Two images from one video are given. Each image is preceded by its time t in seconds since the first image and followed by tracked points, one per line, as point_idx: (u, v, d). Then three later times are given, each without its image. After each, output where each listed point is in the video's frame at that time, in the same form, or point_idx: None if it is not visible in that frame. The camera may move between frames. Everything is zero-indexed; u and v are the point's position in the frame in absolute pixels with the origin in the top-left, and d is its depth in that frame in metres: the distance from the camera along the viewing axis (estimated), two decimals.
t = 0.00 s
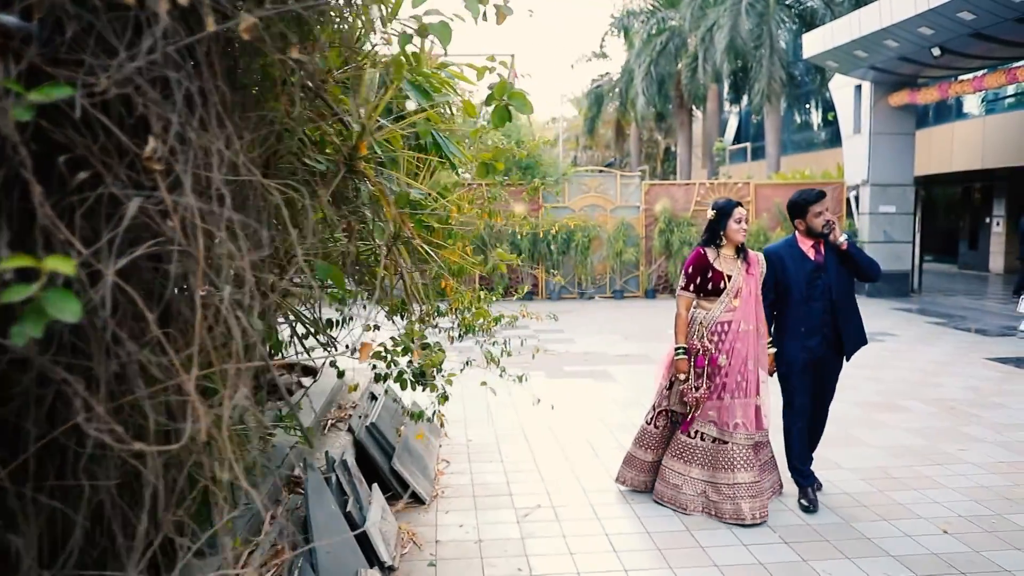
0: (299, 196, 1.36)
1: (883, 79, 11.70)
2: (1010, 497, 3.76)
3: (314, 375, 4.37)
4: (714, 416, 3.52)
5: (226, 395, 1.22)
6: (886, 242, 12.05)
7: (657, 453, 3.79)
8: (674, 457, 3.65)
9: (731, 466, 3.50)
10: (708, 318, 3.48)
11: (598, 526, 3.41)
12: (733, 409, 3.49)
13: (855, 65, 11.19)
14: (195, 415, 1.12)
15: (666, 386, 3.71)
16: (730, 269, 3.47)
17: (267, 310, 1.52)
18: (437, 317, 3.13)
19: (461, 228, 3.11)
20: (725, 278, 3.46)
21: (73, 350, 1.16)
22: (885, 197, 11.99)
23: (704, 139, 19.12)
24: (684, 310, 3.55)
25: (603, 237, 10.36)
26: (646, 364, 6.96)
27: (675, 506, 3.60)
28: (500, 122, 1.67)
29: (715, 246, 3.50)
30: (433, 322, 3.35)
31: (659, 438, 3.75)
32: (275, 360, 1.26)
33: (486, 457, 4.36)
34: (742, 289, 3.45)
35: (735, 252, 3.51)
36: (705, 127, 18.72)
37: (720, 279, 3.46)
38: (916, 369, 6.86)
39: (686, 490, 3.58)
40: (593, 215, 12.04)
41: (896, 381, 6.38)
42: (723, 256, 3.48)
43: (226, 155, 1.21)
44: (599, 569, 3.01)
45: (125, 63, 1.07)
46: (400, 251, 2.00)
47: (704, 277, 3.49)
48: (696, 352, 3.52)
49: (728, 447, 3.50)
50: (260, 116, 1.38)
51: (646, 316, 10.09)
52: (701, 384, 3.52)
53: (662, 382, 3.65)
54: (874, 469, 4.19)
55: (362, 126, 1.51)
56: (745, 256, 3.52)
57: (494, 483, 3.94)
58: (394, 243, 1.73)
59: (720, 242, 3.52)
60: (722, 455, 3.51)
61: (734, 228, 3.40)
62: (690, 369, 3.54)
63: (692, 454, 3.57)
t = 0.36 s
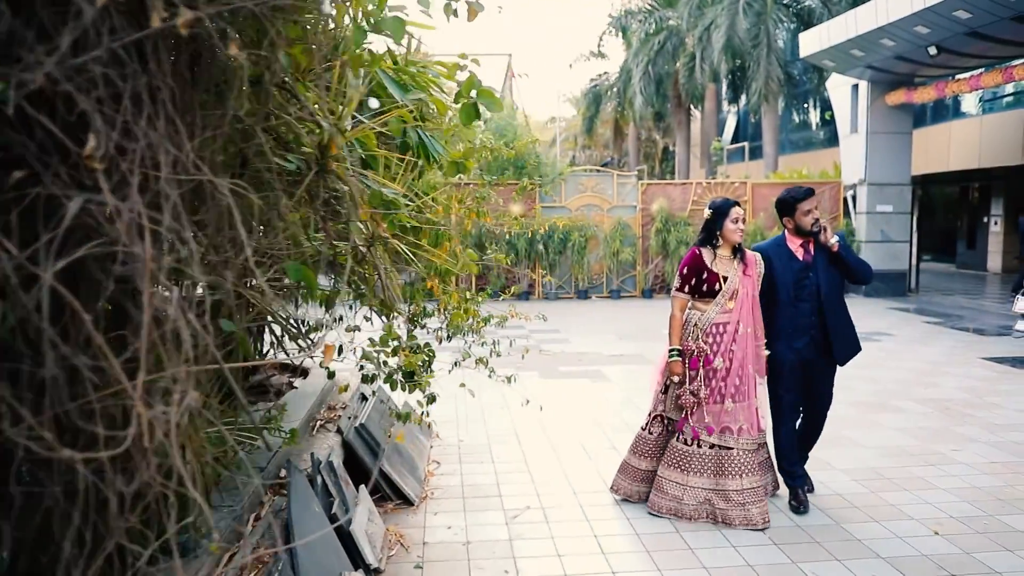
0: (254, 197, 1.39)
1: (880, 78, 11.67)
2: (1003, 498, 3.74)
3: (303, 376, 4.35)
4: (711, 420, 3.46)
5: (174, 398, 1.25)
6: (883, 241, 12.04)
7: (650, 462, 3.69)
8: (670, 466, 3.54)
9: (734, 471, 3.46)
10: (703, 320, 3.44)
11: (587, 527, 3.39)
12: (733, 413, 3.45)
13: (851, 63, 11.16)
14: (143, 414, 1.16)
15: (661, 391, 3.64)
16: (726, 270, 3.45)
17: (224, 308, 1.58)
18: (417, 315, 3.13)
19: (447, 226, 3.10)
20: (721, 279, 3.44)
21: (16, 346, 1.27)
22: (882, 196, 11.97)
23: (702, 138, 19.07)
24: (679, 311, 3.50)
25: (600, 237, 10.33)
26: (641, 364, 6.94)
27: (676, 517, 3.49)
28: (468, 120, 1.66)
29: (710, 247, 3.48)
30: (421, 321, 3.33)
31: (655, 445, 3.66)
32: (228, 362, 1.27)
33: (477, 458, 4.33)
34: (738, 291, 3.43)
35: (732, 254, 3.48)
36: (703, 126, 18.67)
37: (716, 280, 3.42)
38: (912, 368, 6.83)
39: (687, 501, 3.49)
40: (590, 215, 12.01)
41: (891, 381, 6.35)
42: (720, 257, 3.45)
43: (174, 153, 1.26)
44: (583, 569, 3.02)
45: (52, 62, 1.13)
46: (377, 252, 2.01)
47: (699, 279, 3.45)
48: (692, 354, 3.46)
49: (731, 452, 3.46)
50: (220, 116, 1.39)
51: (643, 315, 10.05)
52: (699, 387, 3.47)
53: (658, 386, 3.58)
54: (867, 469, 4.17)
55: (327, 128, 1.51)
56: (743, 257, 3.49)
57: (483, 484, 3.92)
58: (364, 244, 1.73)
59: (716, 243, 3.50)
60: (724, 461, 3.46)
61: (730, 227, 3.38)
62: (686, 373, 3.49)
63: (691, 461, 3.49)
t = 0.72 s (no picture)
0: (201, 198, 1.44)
1: (876, 77, 11.65)
2: (994, 499, 3.71)
3: (294, 376, 4.33)
4: (709, 423, 3.37)
5: (119, 401, 1.34)
6: (879, 241, 12.02)
7: (643, 471, 3.54)
8: (669, 474, 3.39)
9: (735, 475, 3.40)
10: (695, 320, 3.39)
11: (575, 529, 3.36)
12: (729, 416, 3.38)
13: (848, 63, 11.13)
14: (70, 399, 1.24)
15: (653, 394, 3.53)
16: (718, 270, 3.40)
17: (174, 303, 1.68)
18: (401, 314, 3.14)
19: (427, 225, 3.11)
20: (713, 280, 3.38)
21: None
22: (879, 195, 11.94)
23: (701, 138, 19.04)
24: (669, 313, 3.44)
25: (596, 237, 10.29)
26: (635, 364, 6.92)
27: (682, 529, 3.33)
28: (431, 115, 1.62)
29: (701, 247, 3.43)
30: (406, 321, 3.31)
31: (649, 451, 3.53)
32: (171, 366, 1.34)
33: (467, 459, 4.31)
34: (731, 291, 3.38)
35: (723, 254, 3.44)
36: (702, 126, 18.63)
37: (707, 280, 3.38)
38: (907, 369, 6.80)
39: (694, 511, 3.36)
40: (586, 215, 11.99)
41: (885, 381, 6.33)
42: (711, 257, 3.40)
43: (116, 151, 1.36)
44: (568, 568, 3.01)
45: None
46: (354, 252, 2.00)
47: (689, 279, 3.41)
48: (686, 356, 3.39)
49: (729, 455, 3.39)
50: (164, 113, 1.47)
51: (640, 315, 10.02)
52: (695, 389, 3.38)
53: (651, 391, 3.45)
54: (858, 470, 4.14)
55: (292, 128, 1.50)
56: (735, 256, 3.44)
57: (471, 485, 3.89)
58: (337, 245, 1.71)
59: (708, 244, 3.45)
60: (723, 465, 3.38)
61: (723, 227, 3.32)
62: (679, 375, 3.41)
63: (692, 468, 3.37)
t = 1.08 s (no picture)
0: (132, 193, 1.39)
1: (873, 76, 11.63)
2: (983, 499, 3.69)
3: (281, 377, 4.32)
4: (701, 428, 3.25)
5: (50, 404, 1.34)
6: (876, 240, 12.00)
7: (638, 481, 3.38)
8: (669, 482, 3.25)
9: (731, 478, 3.30)
10: (684, 324, 3.29)
11: (561, 529, 3.35)
12: (722, 419, 3.27)
13: (845, 61, 11.11)
14: None
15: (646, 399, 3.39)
16: (707, 272, 3.28)
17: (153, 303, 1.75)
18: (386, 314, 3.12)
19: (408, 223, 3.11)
20: (701, 282, 3.27)
21: None
22: (875, 194, 11.92)
23: (699, 137, 19.00)
24: (657, 317, 3.33)
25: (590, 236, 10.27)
26: (628, 364, 6.89)
27: (690, 539, 3.18)
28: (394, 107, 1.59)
29: (690, 248, 3.31)
30: (389, 322, 3.29)
31: (642, 459, 3.38)
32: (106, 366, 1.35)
33: (455, 459, 4.30)
34: (721, 292, 3.26)
35: (712, 254, 3.33)
36: (700, 124, 18.59)
37: (696, 282, 3.26)
38: (900, 368, 6.78)
39: (700, 520, 3.20)
40: (582, 214, 11.97)
41: (879, 381, 6.30)
42: (700, 258, 3.28)
43: (43, 151, 1.37)
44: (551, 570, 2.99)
45: None
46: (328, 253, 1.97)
47: (677, 280, 3.29)
48: (674, 359, 3.29)
49: (725, 459, 3.28)
50: (94, 109, 1.44)
51: (636, 315, 9.99)
52: (688, 393, 3.27)
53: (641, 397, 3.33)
54: (848, 470, 4.12)
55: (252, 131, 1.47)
56: (724, 258, 3.32)
57: (458, 486, 3.88)
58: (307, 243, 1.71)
59: (696, 244, 3.33)
60: (720, 469, 3.27)
61: (712, 228, 3.22)
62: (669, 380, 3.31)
63: (691, 473, 3.23)
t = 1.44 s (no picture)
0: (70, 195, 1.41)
1: (869, 75, 11.60)
2: (971, 500, 3.67)
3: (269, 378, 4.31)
4: (689, 434, 3.22)
5: None
6: (872, 239, 11.98)
7: (625, 489, 3.31)
8: (660, 492, 3.19)
9: (718, 482, 3.27)
10: (672, 328, 3.23)
11: (545, 529, 3.34)
12: (711, 424, 3.25)
13: (840, 60, 11.09)
14: None
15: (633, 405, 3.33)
16: (693, 274, 3.23)
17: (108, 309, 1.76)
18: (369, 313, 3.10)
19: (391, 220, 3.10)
20: (688, 284, 3.22)
21: None
22: (872, 193, 11.90)
23: (696, 136, 18.97)
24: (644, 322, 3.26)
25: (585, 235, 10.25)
26: (621, 363, 6.87)
27: (686, 550, 3.13)
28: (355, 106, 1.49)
29: (674, 250, 3.26)
30: (371, 321, 3.27)
31: (629, 467, 3.31)
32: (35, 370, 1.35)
33: (442, 459, 4.27)
34: (708, 295, 3.21)
35: (697, 255, 3.27)
36: (697, 124, 18.56)
37: (684, 285, 3.21)
38: (894, 368, 6.76)
39: (694, 529, 3.15)
40: (578, 213, 11.95)
41: (872, 381, 6.28)
42: (685, 260, 3.23)
43: None
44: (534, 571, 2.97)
45: None
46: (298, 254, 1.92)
47: (664, 285, 3.24)
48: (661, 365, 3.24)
49: (714, 465, 3.24)
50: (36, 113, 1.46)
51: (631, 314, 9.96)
52: (675, 400, 3.22)
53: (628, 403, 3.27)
54: (838, 471, 4.10)
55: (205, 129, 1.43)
56: (710, 259, 3.27)
57: (444, 486, 3.86)
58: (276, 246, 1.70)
59: (680, 246, 3.28)
60: (708, 475, 3.24)
61: (695, 229, 3.17)
62: (658, 386, 3.26)
63: (682, 481, 3.18)
